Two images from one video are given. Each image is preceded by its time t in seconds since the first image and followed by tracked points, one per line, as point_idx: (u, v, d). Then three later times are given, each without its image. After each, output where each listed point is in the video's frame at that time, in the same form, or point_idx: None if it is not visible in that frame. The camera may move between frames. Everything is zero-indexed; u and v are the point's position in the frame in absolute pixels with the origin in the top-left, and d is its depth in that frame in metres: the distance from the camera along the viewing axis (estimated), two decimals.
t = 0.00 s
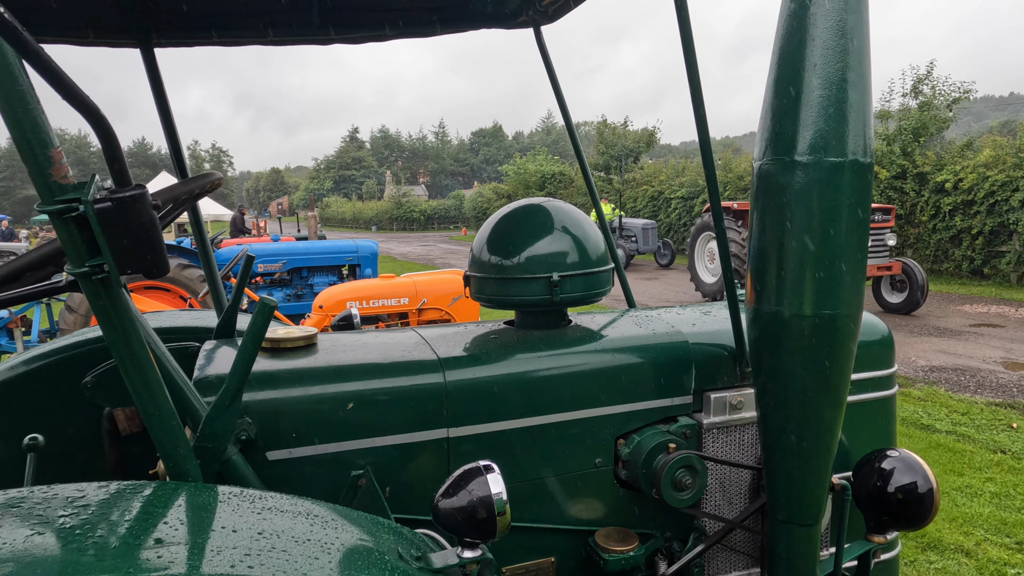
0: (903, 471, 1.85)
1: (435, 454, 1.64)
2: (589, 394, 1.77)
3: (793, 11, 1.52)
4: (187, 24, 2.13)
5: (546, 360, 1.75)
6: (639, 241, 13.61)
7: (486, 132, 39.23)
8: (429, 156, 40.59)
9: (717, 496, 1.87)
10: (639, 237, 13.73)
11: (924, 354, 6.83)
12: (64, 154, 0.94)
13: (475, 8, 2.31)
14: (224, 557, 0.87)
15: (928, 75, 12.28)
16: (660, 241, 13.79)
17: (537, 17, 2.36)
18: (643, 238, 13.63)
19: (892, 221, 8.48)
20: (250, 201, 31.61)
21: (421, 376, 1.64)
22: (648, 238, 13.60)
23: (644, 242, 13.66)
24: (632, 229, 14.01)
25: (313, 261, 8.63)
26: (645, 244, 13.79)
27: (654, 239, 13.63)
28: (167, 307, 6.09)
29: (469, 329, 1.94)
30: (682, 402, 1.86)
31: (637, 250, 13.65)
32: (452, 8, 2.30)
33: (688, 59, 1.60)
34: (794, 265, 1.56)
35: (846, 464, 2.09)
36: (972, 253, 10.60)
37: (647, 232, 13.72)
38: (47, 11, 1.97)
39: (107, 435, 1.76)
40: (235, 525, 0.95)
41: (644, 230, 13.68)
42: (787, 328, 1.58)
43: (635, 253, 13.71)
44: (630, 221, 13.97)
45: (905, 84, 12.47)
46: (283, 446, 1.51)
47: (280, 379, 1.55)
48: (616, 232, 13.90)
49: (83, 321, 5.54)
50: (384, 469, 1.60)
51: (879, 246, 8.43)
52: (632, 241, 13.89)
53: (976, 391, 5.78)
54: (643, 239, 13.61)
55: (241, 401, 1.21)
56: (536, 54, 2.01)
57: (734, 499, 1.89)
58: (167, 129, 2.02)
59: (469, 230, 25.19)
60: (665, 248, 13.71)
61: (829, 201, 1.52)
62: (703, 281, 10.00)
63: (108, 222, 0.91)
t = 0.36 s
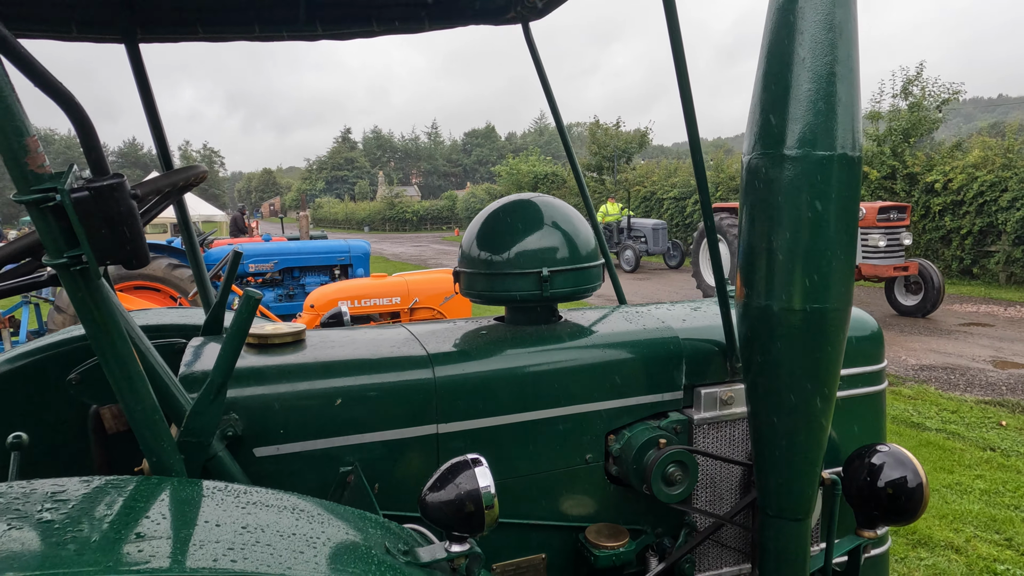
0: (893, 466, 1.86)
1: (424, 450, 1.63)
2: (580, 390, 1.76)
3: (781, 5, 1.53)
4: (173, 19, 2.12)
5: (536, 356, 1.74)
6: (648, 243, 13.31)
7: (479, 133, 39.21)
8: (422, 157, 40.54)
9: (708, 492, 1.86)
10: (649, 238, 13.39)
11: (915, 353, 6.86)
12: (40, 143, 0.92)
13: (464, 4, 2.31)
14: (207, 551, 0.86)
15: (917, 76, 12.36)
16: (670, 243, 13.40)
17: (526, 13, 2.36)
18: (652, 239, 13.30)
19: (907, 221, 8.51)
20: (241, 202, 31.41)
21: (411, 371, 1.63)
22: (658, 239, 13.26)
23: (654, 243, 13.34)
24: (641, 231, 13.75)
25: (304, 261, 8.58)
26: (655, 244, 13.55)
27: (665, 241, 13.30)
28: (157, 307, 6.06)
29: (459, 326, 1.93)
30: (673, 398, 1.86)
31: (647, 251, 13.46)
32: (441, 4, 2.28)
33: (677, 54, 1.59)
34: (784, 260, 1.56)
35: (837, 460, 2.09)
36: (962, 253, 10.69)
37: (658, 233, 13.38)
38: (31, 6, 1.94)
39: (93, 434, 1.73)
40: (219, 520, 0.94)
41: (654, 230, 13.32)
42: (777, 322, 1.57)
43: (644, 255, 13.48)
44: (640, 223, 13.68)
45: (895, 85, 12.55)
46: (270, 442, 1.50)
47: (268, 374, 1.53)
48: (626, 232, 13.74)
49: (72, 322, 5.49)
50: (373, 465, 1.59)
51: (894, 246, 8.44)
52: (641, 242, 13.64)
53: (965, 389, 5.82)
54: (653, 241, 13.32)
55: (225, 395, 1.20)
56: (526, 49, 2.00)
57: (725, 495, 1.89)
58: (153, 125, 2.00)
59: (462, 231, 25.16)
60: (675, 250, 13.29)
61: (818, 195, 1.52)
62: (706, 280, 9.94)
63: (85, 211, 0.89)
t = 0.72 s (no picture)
0: (881, 458, 1.86)
1: (413, 444, 1.62)
2: (570, 383, 1.76)
3: None
4: (160, 12, 2.10)
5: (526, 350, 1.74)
6: (658, 244, 12.92)
7: (470, 134, 39.21)
8: (413, 158, 40.48)
9: (698, 485, 1.87)
10: (658, 239, 12.98)
11: (903, 351, 6.91)
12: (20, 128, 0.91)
13: None
14: (190, 539, 0.85)
15: (905, 77, 12.47)
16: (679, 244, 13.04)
17: (515, 8, 2.35)
18: (662, 240, 12.90)
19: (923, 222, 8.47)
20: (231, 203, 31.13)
21: (400, 365, 1.62)
22: (667, 240, 12.84)
23: (664, 245, 12.95)
24: (650, 232, 13.30)
25: (295, 261, 8.54)
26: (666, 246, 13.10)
27: (675, 242, 12.89)
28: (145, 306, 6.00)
29: (449, 320, 1.92)
30: (663, 391, 1.86)
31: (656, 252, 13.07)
32: None
33: (666, 46, 1.60)
34: (772, 252, 1.56)
35: (825, 453, 2.10)
36: (950, 253, 10.79)
37: (667, 234, 12.91)
38: None
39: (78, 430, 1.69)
40: (203, 510, 0.92)
41: (664, 231, 12.91)
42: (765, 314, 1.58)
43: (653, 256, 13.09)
44: (648, 223, 13.23)
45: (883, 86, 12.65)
46: (258, 436, 1.48)
47: (255, 367, 1.52)
48: (633, 233, 13.30)
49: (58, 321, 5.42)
50: (362, 459, 1.58)
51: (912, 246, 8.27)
52: (650, 243, 13.22)
53: (953, 387, 5.86)
54: (662, 242, 12.90)
55: (210, 386, 1.19)
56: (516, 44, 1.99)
57: (715, 489, 1.89)
58: (139, 118, 1.98)
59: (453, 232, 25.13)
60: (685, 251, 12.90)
61: (806, 187, 1.53)
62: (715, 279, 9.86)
63: (67, 196, 0.91)
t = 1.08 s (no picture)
0: (866, 450, 1.88)
1: (398, 436, 1.61)
2: (557, 375, 1.76)
3: None
4: (146, 6, 2.09)
5: (512, 342, 1.74)
6: (665, 245, 12.51)
7: (462, 135, 39.19)
8: (404, 159, 40.41)
9: (685, 477, 1.87)
10: (666, 240, 12.55)
11: (890, 350, 6.96)
12: None
13: None
14: (168, 523, 0.84)
15: (892, 79, 12.57)
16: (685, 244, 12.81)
17: (504, 3, 2.35)
18: (670, 240, 12.49)
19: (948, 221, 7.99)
20: (220, 203, 30.89)
21: (386, 356, 1.62)
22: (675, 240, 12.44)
23: (671, 245, 12.59)
24: (655, 232, 12.86)
25: (285, 259, 8.52)
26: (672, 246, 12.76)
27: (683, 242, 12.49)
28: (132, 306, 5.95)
29: (435, 313, 1.92)
30: (649, 383, 1.86)
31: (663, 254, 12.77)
32: None
33: (652, 38, 1.60)
34: (757, 243, 1.57)
35: (811, 446, 2.11)
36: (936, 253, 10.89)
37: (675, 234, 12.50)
38: None
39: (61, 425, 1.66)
40: (182, 495, 0.92)
41: (672, 231, 12.44)
42: (750, 305, 1.59)
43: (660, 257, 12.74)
44: (655, 223, 12.78)
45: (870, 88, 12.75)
46: (241, 428, 1.47)
47: (239, 359, 1.51)
48: (639, 233, 12.91)
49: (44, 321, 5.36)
50: (347, 451, 1.57)
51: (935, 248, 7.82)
52: (656, 244, 12.79)
53: (939, 385, 5.92)
54: (670, 243, 12.52)
55: (190, 373, 1.18)
56: (503, 37, 1.98)
57: (701, 481, 1.90)
58: (124, 110, 1.96)
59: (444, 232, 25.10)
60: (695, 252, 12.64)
61: (790, 179, 1.54)
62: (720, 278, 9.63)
63: (41, 177, 0.90)
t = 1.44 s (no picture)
0: (846, 443, 1.89)
1: (381, 430, 1.61)
2: (540, 369, 1.77)
3: None
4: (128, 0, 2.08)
5: (495, 336, 1.74)
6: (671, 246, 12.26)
7: (451, 136, 39.17)
8: (393, 159, 40.35)
9: (667, 471, 1.88)
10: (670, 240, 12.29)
11: (875, 348, 7.03)
12: None
13: None
14: (141, 511, 0.84)
15: (877, 80, 12.70)
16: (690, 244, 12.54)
17: None
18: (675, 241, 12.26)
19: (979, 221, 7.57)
20: (208, 204, 30.62)
21: (368, 350, 1.62)
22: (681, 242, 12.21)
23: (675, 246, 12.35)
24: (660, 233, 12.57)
25: (273, 259, 8.50)
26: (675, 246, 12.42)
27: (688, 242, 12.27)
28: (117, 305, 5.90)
29: (419, 308, 1.92)
30: (631, 378, 1.87)
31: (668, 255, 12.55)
32: None
33: (633, 33, 1.61)
34: (737, 237, 1.58)
35: (792, 440, 2.13)
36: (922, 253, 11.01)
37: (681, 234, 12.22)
38: None
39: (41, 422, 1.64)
40: (157, 484, 0.91)
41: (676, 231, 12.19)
42: (730, 299, 1.60)
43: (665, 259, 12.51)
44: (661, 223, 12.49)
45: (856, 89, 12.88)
46: (222, 421, 1.47)
47: (219, 353, 1.50)
48: (643, 233, 12.60)
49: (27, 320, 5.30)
50: (329, 445, 1.57)
51: (965, 250, 7.41)
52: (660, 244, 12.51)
53: (924, 383, 5.98)
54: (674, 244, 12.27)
55: (167, 364, 1.18)
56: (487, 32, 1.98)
57: (683, 474, 1.91)
58: (105, 104, 1.95)
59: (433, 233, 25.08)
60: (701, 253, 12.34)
61: (769, 174, 1.55)
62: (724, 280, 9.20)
63: (13, 163, 0.90)
